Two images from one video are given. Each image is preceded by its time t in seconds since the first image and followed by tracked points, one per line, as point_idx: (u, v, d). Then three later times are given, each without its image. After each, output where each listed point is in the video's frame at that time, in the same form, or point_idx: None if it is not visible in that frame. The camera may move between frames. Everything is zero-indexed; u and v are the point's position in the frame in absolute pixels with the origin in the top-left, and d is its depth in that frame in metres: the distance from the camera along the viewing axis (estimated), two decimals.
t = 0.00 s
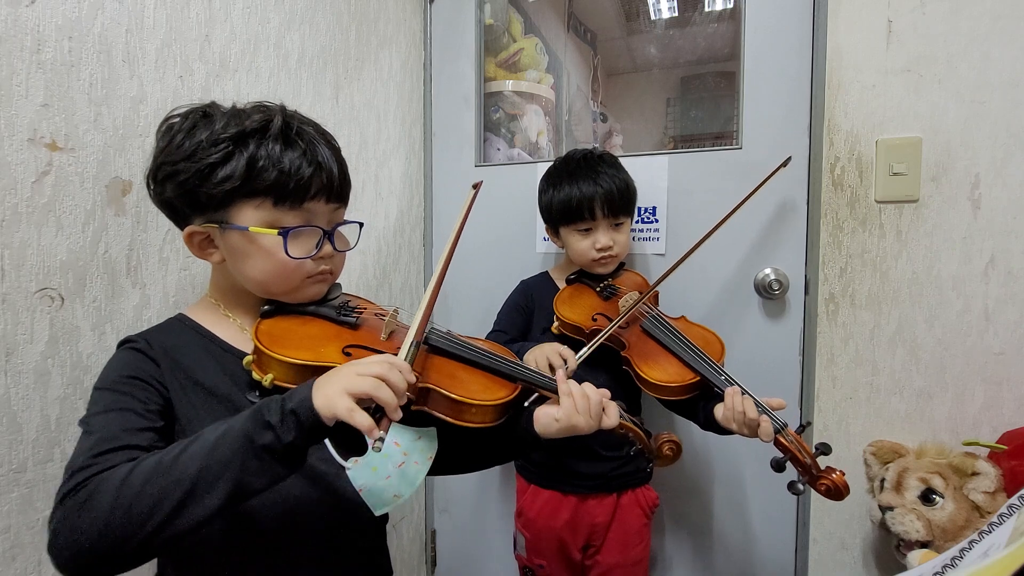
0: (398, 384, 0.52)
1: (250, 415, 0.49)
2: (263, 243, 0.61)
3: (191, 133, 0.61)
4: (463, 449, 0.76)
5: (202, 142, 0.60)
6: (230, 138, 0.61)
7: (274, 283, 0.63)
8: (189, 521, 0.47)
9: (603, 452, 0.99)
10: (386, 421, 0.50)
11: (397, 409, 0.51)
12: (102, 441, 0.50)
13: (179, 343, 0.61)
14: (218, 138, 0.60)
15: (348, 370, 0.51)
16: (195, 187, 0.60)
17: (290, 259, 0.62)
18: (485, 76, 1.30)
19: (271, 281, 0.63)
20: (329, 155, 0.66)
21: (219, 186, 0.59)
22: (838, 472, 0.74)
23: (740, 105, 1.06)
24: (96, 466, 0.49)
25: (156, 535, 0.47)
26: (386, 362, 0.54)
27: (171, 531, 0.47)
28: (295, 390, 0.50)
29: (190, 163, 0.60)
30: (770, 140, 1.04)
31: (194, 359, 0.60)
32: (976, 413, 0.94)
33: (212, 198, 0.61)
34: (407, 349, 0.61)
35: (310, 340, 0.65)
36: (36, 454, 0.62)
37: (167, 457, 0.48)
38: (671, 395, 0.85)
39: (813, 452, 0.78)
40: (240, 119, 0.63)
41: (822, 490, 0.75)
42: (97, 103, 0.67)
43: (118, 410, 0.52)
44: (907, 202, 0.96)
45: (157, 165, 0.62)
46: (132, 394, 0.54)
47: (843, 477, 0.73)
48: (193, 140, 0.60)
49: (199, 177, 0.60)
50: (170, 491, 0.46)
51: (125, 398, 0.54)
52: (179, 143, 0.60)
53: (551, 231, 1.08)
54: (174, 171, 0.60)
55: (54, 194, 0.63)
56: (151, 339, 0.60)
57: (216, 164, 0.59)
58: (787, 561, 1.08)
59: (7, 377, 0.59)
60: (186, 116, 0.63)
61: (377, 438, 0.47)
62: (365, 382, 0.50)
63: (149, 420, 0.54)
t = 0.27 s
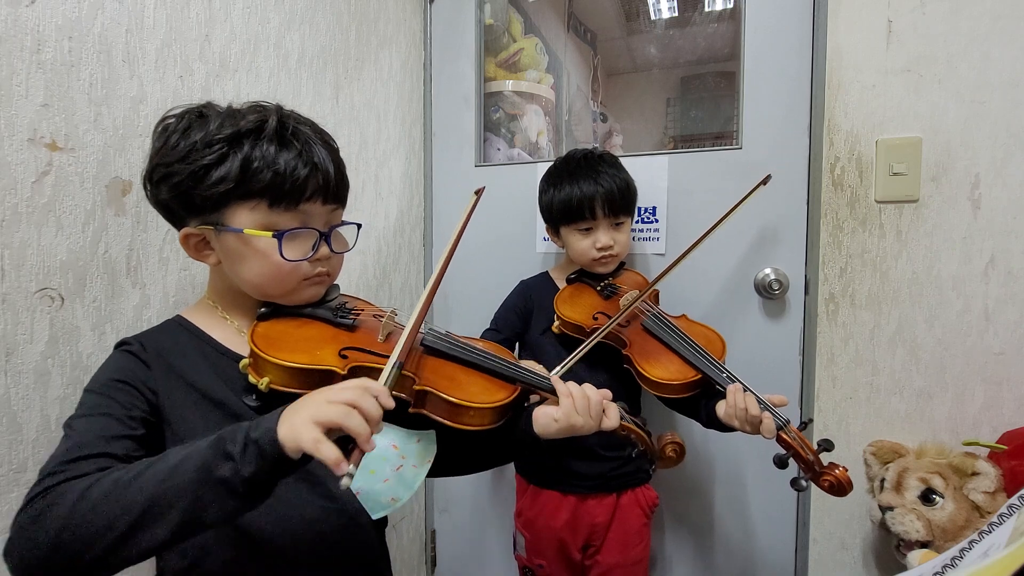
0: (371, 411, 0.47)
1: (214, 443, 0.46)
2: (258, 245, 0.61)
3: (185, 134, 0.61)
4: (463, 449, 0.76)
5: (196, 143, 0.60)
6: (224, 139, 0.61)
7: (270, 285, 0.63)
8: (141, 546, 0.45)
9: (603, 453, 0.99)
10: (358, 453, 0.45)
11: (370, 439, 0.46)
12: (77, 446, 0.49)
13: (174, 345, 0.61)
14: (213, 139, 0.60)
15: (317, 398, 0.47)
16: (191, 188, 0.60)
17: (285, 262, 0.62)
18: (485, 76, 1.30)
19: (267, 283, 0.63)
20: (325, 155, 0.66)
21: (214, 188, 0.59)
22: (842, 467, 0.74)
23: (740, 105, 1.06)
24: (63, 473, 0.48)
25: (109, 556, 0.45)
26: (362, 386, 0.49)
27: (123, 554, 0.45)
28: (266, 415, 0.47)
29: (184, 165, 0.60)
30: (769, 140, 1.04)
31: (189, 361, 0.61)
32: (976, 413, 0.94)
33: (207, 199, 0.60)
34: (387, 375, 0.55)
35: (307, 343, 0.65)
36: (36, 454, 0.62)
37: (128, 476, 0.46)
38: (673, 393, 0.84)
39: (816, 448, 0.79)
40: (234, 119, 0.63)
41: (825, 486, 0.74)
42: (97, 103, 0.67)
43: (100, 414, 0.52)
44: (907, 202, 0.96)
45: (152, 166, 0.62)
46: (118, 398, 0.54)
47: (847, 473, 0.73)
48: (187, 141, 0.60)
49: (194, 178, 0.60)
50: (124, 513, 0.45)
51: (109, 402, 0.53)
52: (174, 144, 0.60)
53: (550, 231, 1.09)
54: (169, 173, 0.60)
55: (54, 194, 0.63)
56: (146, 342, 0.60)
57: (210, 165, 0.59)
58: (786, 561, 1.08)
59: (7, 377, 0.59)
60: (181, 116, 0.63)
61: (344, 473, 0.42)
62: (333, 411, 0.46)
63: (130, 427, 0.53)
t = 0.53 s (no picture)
0: (349, 487, 0.42)
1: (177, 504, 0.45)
2: (257, 245, 0.61)
3: (185, 133, 0.61)
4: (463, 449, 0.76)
5: (196, 142, 0.60)
6: (224, 138, 0.61)
7: (269, 284, 0.63)
8: None
9: (602, 452, 0.99)
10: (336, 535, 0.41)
11: (347, 521, 0.41)
12: (61, 451, 0.50)
13: (171, 344, 0.61)
14: (213, 138, 0.60)
15: (290, 472, 0.42)
16: (190, 187, 0.61)
17: (285, 261, 0.62)
18: (485, 76, 1.30)
19: (266, 283, 0.63)
20: (325, 155, 0.66)
21: (214, 187, 0.60)
22: (841, 468, 0.75)
23: (740, 105, 1.06)
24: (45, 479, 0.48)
25: None
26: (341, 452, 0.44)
27: None
28: (233, 484, 0.45)
29: (184, 164, 0.60)
30: (770, 140, 1.04)
31: (186, 360, 0.60)
32: (976, 413, 0.94)
33: (206, 199, 0.61)
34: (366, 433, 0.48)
35: (306, 344, 0.64)
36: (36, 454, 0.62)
37: (95, 509, 0.46)
38: (673, 393, 0.84)
39: (815, 449, 0.79)
40: (235, 118, 0.63)
41: (825, 487, 0.75)
42: (97, 103, 0.67)
43: (88, 417, 0.52)
44: (907, 202, 0.96)
45: (152, 165, 0.62)
46: (109, 400, 0.54)
47: (846, 474, 0.74)
48: (187, 140, 0.60)
49: (193, 177, 0.60)
50: (85, 548, 0.45)
51: (99, 404, 0.54)
52: (174, 143, 0.61)
53: (550, 230, 1.09)
54: (169, 172, 0.60)
55: (54, 194, 0.63)
56: (143, 340, 0.60)
57: (210, 164, 0.59)
58: (786, 561, 1.08)
59: (7, 377, 0.59)
60: (182, 115, 0.63)
61: (314, 567, 0.39)
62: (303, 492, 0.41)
63: (118, 431, 0.54)
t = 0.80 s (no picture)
0: (319, 565, 0.41)
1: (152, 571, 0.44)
2: (261, 245, 0.61)
3: (190, 132, 0.61)
4: (463, 448, 0.76)
5: (201, 141, 0.60)
6: (229, 138, 0.61)
7: (272, 284, 0.63)
8: None
9: (603, 451, 0.99)
10: None
11: None
12: (61, 456, 0.50)
13: (173, 343, 0.61)
14: (217, 138, 0.60)
15: (261, 549, 0.41)
16: (194, 186, 0.61)
17: (288, 261, 0.62)
18: (485, 76, 1.30)
19: (269, 282, 0.63)
20: (329, 155, 0.65)
21: (218, 187, 0.60)
22: (844, 471, 0.75)
23: (740, 105, 1.06)
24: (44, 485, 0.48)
25: None
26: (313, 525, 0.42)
27: None
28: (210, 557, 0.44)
29: (188, 163, 0.60)
30: (770, 140, 1.04)
31: (187, 359, 0.60)
32: (976, 413, 0.94)
33: (210, 198, 0.61)
34: (347, 498, 0.46)
35: (308, 344, 0.64)
36: (36, 454, 0.62)
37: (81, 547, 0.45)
38: (675, 395, 0.84)
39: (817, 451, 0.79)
40: (239, 118, 0.63)
41: (827, 489, 0.75)
42: (97, 103, 0.67)
43: (89, 420, 0.52)
44: (907, 202, 0.96)
45: (156, 163, 0.62)
46: (109, 402, 0.54)
47: (848, 476, 0.74)
48: (192, 139, 0.60)
49: (198, 176, 0.60)
50: None
51: (100, 407, 0.54)
52: (178, 142, 0.61)
53: (551, 230, 1.09)
54: (173, 171, 0.60)
55: (54, 194, 0.63)
56: (144, 340, 0.60)
57: (215, 164, 0.59)
58: (786, 561, 1.08)
59: (7, 377, 0.59)
60: (186, 114, 0.63)
61: None
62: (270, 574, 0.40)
63: (119, 435, 0.54)
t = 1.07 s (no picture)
0: None
1: None
2: (264, 245, 0.61)
3: (193, 132, 0.61)
4: (465, 448, 0.76)
5: (204, 142, 0.60)
6: (233, 139, 0.61)
7: (275, 283, 0.63)
8: None
9: (605, 451, 0.99)
10: None
11: None
12: (64, 460, 0.50)
13: (175, 344, 0.61)
14: (221, 139, 0.60)
15: None
16: (198, 187, 0.61)
17: (291, 261, 0.62)
18: (485, 76, 1.30)
19: (272, 282, 0.63)
20: (332, 155, 0.66)
21: (221, 187, 0.59)
22: (845, 469, 0.75)
23: (740, 105, 1.06)
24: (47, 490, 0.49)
25: None
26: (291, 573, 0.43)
27: None
28: None
29: (192, 164, 0.60)
30: (770, 140, 1.04)
31: (189, 359, 0.60)
32: (976, 413, 0.94)
33: (214, 199, 0.61)
34: (329, 543, 0.45)
35: (312, 343, 0.64)
36: (36, 454, 0.62)
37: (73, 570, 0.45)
38: (676, 395, 0.85)
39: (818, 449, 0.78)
40: (243, 118, 0.63)
41: (829, 487, 0.75)
42: (97, 103, 0.67)
43: (92, 423, 0.52)
44: (907, 202, 0.96)
45: (160, 164, 0.62)
46: (112, 405, 0.54)
47: (849, 475, 0.73)
48: (195, 140, 0.60)
49: (201, 177, 0.60)
50: None
51: (103, 410, 0.54)
52: (182, 143, 0.60)
53: (552, 229, 1.09)
54: (177, 171, 0.60)
55: (54, 194, 0.63)
56: (147, 341, 0.60)
57: (218, 164, 0.59)
58: (786, 561, 1.08)
59: (7, 377, 0.59)
60: (190, 114, 0.63)
61: None
62: None
63: (122, 438, 0.54)
